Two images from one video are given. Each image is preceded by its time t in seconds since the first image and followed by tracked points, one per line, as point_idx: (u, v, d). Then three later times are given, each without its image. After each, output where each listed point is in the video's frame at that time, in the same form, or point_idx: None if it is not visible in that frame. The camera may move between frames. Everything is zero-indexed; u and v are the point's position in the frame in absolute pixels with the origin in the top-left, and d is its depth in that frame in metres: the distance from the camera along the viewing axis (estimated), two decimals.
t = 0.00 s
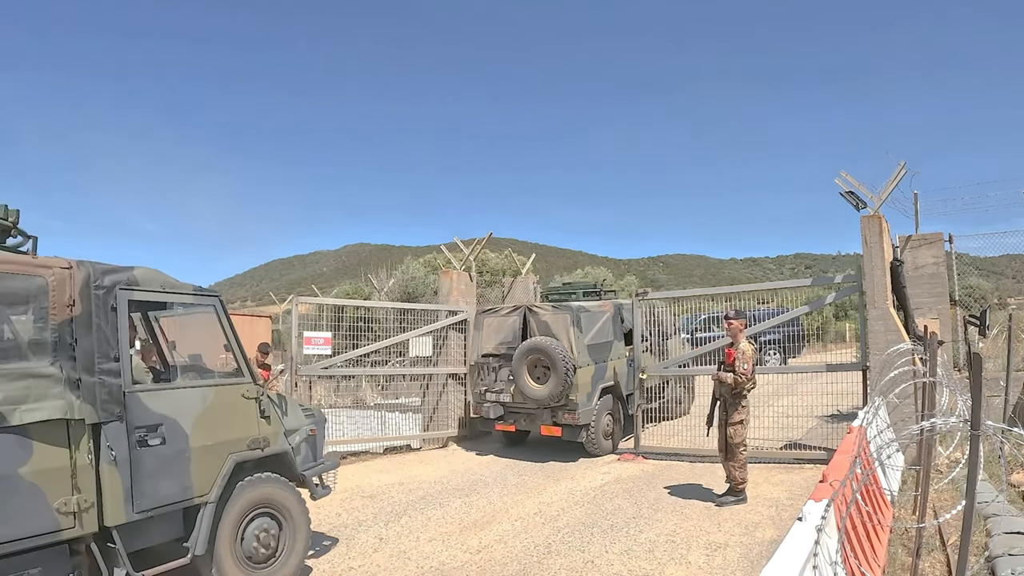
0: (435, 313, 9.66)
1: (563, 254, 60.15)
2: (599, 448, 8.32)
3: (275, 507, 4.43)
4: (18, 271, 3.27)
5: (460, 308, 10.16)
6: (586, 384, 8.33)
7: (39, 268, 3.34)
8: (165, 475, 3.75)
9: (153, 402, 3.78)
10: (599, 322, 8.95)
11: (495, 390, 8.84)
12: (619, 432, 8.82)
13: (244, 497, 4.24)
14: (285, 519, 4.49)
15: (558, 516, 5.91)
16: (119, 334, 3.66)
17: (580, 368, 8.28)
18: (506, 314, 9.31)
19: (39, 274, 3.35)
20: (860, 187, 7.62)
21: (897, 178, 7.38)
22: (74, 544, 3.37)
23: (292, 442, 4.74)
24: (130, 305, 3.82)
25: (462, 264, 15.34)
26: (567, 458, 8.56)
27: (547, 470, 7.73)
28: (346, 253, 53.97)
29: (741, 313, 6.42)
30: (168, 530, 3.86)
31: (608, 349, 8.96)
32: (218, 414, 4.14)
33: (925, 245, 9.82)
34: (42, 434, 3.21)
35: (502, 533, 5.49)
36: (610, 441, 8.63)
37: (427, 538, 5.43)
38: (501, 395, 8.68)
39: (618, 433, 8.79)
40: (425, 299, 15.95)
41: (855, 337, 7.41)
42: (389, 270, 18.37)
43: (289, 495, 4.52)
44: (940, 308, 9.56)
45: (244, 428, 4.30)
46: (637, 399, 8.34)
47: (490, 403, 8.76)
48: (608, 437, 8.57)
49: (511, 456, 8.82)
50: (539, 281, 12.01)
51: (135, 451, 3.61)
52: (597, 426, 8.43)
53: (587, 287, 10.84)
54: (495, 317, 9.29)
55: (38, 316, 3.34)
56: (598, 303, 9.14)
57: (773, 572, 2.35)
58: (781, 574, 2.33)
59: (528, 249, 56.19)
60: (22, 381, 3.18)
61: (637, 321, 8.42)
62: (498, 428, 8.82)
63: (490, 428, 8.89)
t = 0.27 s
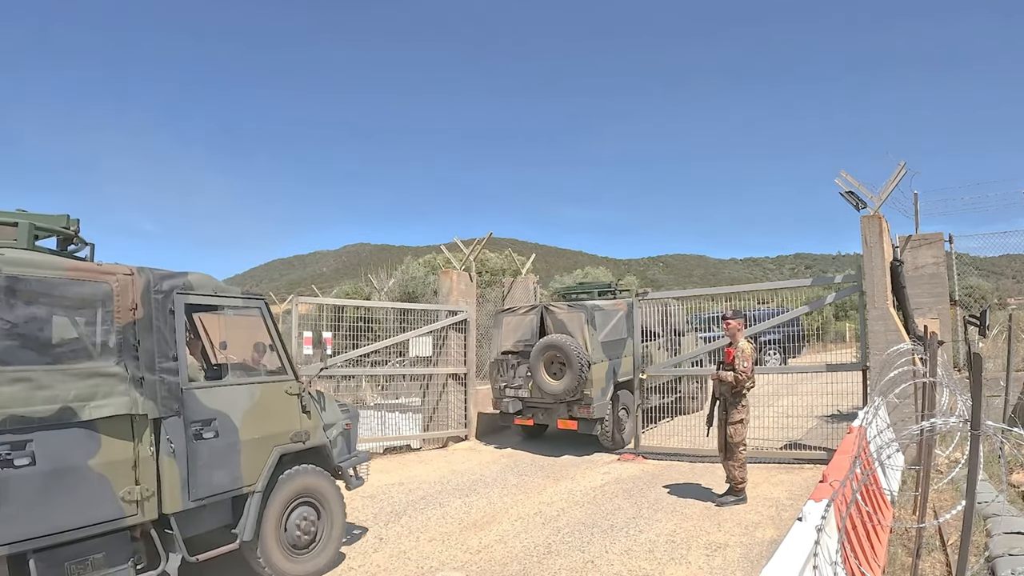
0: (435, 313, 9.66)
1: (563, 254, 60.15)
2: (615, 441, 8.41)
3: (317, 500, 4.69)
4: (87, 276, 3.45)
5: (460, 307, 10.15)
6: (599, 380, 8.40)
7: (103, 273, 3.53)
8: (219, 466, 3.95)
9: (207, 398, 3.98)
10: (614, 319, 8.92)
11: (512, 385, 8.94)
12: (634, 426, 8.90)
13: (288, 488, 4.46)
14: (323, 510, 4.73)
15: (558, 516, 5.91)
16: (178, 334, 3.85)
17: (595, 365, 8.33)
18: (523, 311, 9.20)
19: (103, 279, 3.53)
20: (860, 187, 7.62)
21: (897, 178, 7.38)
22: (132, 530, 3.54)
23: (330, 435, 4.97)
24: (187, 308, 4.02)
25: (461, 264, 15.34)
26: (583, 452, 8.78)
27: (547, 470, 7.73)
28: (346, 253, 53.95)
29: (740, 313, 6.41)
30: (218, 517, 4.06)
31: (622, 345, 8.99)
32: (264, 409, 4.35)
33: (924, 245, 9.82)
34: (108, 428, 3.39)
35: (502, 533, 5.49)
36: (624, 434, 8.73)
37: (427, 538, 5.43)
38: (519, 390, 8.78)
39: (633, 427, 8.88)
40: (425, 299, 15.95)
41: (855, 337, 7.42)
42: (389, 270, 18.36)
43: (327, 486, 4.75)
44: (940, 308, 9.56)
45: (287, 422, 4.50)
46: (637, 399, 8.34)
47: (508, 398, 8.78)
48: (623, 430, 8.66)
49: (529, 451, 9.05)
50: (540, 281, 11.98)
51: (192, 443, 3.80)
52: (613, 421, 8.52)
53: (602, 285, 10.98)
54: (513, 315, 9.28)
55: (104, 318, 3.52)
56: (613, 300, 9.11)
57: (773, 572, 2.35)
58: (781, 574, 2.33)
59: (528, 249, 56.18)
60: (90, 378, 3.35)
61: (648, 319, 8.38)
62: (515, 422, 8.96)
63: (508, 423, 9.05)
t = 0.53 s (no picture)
0: (435, 313, 9.66)
1: (563, 254, 60.15)
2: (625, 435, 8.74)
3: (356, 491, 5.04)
4: (155, 286, 3.79)
5: (460, 307, 10.14)
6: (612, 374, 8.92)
7: (168, 282, 3.87)
8: (270, 459, 4.33)
9: (259, 396, 4.36)
10: (624, 318, 9.55)
11: (530, 380, 9.50)
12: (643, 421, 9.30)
13: (332, 476, 4.82)
14: (362, 498, 5.08)
15: (557, 516, 5.91)
16: (234, 337, 4.22)
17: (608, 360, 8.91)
18: (541, 310, 9.82)
19: (170, 287, 3.88)
20: (860, 187, 7.63)
21: (897, 178, 7.38)
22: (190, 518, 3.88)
23: (367, 431, 5.31)
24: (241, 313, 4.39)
25: (461, 264, 15.34)
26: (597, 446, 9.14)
27: (547, 470, 7.74)
28: (346, 253, 53.96)
29: (738, 313, 6.41)
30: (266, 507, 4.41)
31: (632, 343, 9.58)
32: (307, 407, 4.72)
33: (924, 245, 9.81)
34: (174, 425, 3.76)
35: (501, 533, 5.49)
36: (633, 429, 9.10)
37: (427, 538, 5.43)
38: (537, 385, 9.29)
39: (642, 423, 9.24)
40: (425, 299, 15.95)
41: (855, 337, 7.44)
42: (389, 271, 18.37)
43: (363, 474, 5.10)
44: (940, 308, 9.56)
45: (327, 419, 4.86)
46: (637, 399, 8.34)
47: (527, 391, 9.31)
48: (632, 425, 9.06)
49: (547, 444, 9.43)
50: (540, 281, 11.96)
51: (246, 438, 4.18)
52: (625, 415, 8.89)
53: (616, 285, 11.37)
54: (533, 314, 9.87)
55: (170, 324, 3.86)
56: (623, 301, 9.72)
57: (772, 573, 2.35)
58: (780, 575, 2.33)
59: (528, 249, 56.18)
60: (158, 380, 3.71)
61: (662, 316, 8.28)
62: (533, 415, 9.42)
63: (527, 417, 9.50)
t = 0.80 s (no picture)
0: (435, 313, 9.67)
1: (563, 254, 60.15)
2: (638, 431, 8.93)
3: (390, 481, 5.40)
4: (210, 287, 4.16)
5: (460, 307, 10.13)
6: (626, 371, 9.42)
7: (222, 283, 4.27)
8: (314, 447, 4.66)
9: (304, 388, 4.71)
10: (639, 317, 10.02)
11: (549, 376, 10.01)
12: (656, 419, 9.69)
13: (370, 464, 5.19)
14: (396, 487, 5.43)
15: (557, 516, 5.91)
16: (281, 334, 4.60)
17: (623, 356, 9.40)
18: (559, 309, 10.31)
19: (223, 289, 4.27)
20: (860, 187, 7.63)
21: (897, 178, 7.39)
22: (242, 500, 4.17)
23: (400, 424, 5.67)
24: (286, 312, 4.78)
25: (461, 264, 15.33)
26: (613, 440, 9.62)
27: (547, 470, 7.74)
28: (346, 253, 53.96)
29: (737, 312, 6.41)
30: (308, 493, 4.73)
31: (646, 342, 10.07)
32: (346, 399, 5.07)
33: (924, 245, 9.81)
34: (229, 413, 4.08)
35: (501, 533, 5.49)
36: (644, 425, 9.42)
37: (427, 538, 5.43)
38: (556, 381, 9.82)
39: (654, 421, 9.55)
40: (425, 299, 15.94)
41: (855, 337, 7.45)
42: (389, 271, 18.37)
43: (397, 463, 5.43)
44: (939, 308, 9.57)
45: (364, 411, 5.23)
46: (637, 399, 8.34)
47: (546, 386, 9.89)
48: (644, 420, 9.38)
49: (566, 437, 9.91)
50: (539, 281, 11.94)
51: (293, 426, 4.52)
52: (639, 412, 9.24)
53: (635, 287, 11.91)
54: (553, 313, 10.39)
55: (224, 321, 4.22)
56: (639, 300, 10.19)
57: (773, 573, 2.35)
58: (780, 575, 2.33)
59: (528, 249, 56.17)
60: (215, 372, 4.06)
61: (678, 315, 8.14)
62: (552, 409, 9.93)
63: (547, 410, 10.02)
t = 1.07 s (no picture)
0: (435, 313, 9.67)
1: (563, 254, 60.14)
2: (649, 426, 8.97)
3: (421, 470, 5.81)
4: (265, 288, 4.56)
5: (460, 307, 10.13)
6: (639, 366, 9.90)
7: (275, 285, 4.65)
8: (354, 436, 5.08)
9: (346, 382, 5.15)
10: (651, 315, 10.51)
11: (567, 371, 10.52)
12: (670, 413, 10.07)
13: (402, 454, 5.61)
14: (426, 476, 5.84)
15: (557, 516, 5.91)
16: (323, 332, 5.04)
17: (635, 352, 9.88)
18: (576, 308, 10.84)
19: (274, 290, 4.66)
20: (860, 187, 7.63)
21: (897, 178, 7.39)
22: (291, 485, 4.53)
23: (430, 415, 6.11)
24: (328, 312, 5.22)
25: (461, 264, 15.33)
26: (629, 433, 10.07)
27: (547, 470, 7.73)
28: (346, 253, 53.97)
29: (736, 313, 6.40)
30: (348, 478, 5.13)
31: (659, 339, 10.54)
32: (383, 392, 5.51)
33: (924, 245, 9.81)
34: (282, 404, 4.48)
35: (501, 533, 5.49)
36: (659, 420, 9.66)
37: (426, 538, 5.43)
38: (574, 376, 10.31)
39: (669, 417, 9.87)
40: (425, 300, 15.94)
41: (855, 337, 7.45)
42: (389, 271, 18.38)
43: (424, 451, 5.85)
44: (939, 308, 9.57)
45: (399, 403, 5.67)
46: (637, 399, 8.34)
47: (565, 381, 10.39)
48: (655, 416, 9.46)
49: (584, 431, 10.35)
50: (539, 281, 11.92)
51: (336, 417, 4.94)
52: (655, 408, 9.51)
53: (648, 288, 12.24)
54: (570, 312, 10.92)
55: (276, 320, 4.63)
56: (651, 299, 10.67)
57: (773, 573, 2.35)
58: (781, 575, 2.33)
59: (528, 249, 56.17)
60: (270, 366, 4.45)
61: (693, 314, 8.13)
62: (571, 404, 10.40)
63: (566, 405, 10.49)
